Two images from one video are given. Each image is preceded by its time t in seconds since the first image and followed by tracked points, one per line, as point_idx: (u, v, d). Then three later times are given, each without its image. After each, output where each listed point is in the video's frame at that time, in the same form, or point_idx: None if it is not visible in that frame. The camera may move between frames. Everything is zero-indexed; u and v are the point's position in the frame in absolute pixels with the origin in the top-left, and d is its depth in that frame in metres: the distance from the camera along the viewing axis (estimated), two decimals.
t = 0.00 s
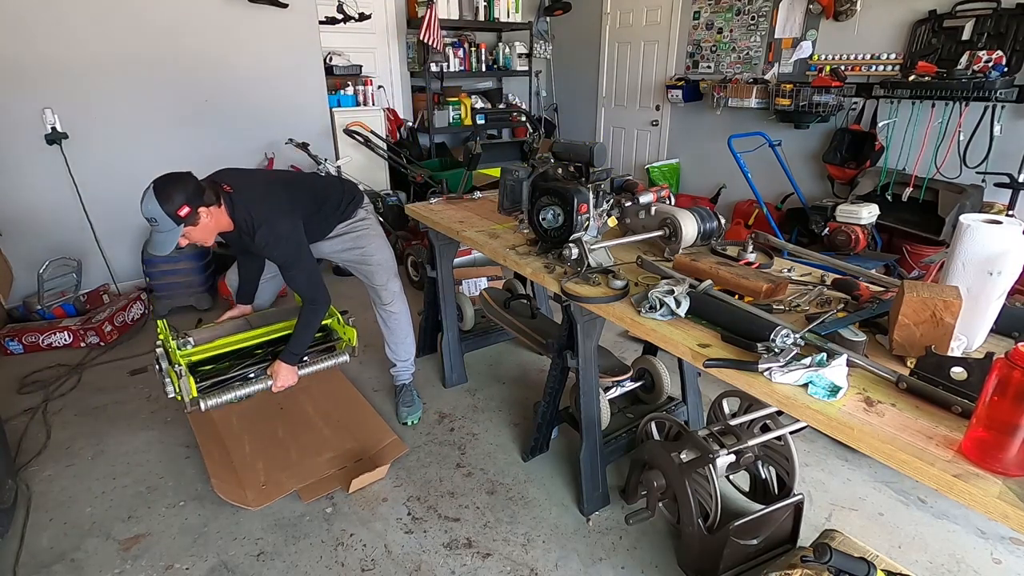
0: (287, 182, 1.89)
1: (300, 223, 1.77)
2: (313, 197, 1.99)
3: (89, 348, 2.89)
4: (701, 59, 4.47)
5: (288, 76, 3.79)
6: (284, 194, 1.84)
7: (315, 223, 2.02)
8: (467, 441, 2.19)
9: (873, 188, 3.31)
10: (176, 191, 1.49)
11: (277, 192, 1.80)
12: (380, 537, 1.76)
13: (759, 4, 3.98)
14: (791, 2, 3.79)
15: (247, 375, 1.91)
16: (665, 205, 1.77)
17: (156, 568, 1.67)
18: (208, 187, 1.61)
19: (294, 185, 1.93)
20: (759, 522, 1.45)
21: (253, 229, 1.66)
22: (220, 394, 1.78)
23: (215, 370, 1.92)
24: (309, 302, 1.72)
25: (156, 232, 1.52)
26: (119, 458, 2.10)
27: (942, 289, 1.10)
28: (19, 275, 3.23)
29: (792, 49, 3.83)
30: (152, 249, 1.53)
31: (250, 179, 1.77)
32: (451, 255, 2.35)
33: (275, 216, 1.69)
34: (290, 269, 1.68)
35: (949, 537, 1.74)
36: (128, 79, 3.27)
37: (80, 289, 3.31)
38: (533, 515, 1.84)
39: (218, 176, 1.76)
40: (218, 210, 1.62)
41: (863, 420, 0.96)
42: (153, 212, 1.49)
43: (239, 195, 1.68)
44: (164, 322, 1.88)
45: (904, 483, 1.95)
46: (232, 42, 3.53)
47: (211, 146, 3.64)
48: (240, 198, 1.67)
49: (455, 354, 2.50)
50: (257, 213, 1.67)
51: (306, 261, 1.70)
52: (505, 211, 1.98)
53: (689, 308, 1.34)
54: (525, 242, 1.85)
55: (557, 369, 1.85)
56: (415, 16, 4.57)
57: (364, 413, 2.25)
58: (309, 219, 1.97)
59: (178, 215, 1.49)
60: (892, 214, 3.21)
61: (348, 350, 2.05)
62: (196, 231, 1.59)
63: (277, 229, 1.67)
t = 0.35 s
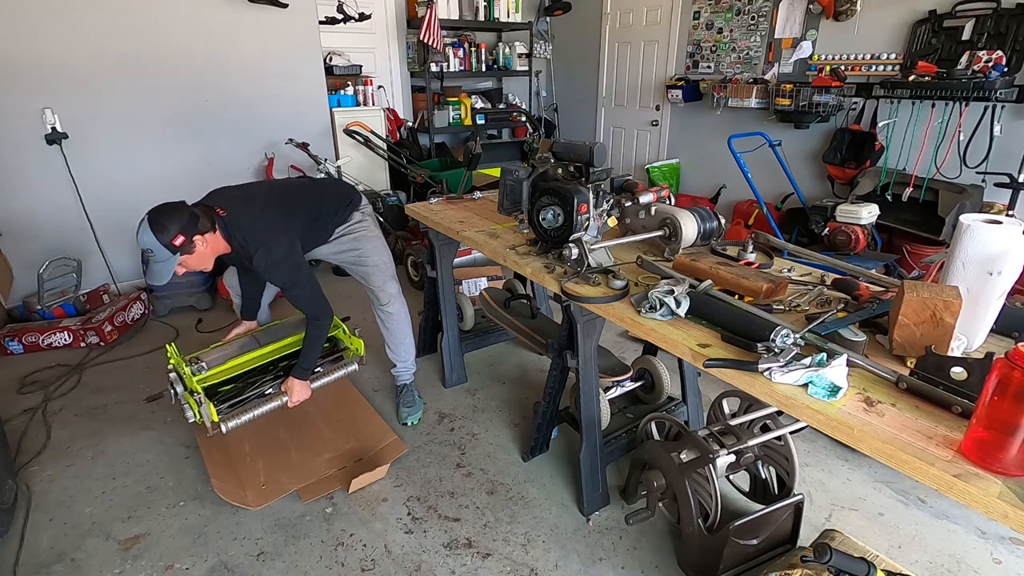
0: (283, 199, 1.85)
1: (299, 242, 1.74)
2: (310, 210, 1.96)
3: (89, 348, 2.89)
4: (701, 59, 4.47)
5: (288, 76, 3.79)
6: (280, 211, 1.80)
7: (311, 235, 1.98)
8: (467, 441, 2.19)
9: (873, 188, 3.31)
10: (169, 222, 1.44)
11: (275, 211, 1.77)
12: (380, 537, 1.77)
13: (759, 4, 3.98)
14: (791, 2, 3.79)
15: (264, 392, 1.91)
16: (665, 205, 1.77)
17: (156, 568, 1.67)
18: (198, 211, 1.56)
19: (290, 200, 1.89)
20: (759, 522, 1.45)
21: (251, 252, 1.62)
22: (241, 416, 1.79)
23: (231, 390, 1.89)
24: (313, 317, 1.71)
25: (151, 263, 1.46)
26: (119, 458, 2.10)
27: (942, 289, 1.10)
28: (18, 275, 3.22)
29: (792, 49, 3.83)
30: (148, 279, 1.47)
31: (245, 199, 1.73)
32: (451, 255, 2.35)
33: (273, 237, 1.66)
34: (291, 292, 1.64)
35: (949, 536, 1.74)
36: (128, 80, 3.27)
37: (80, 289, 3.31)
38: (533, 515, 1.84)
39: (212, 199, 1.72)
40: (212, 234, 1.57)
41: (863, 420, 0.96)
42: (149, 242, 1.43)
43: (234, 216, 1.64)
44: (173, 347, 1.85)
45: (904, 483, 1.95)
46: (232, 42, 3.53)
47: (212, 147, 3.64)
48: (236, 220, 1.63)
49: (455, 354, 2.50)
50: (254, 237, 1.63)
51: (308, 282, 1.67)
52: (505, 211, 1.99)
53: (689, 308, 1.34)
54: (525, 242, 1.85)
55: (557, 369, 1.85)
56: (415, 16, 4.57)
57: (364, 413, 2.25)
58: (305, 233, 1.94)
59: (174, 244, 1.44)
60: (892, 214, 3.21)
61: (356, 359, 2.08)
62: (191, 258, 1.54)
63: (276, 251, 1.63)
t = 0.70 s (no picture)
0: (298, 228, 1.91)
1: (309, 267, 1.76)
2: (325, 237, 2.00)
3: (89, 348, 2.89)
4: (701, 59, 4.47)
5: (289, 75, 3.79)
6: (295, 237, 1.86)
7: (328, 262, 2.02)
8: (467, 441, 2.19)
9: (873, 188, 3.31)
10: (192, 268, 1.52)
11: (290, 239, 1.81)
12: (380, 537, 1.77)
13: (759, 4, 3.98)
14: (791, 2, 3.79)
15: (283, 442, 1.91)
16: (665, 205, 1.77)
17: (156, 568, 1.67)
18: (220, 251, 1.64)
19: (306, 228, 1.95)
20: (759, 522, 1.45)
21: (261, 277, 1.67)
22: (252, 468, 1.82)
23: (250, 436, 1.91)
24: (314, 351, 1.65)
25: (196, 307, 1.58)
26: (118, 458, 2.10)
27: (943, 289, 1.10)
28: (18, 275, 3.22)
29: (792, 49, 3.83)
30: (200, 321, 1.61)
31: (261, 228, 1.81)
32: (451, 255, 2.35)
33: (282, 260, 1.70)
34: (293, 314, 1.64)
35: (949, 536, 1.74)
36: (128, 80, 3.27)
37: (80, 289, 3.31)
38: (533, 515, 1.84)
39: (235, 234, 1.80)
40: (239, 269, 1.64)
41: (864, 420, 0.96)
42: (182, 293, 1.53)
43: (249, 243, 1.72)
44: (198, 395, 1.88)
45: (904, 483, 1.95)
46: (232, 42, 3.53)
47: (211, 147, 3.64)
48: (251, 247, 1.70)
49: (455, 354, 2.50)
50: (264, 259, 1.68)
51: (311, 306, 1.65)
52: (505, 211, 1.99)
53: (689, 308, 1.34)
54: (525, 242, 1.85)
55: (557, 369, 1.85)
56: (415, 16, 4.57)
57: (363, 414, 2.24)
58: (320, 258, 1.97)
59: (201, 288, 1.52)
60: (892, 214, 3.21)
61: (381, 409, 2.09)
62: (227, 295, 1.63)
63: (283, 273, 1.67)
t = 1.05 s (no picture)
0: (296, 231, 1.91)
1: (306, 272, 1.77)
2: (323, 240, 2.01)
3: (89, 348, 2.89)
4: (701, 59, 4.47)
5: (288, 75, 3.79)
6: (293, 240, 1.86)
7: (325, 265, 2.02)
8: (467, 441, 2.19)
9: (873, 188, 3.31)
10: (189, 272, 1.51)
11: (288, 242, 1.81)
12: (380, 537, 1.77)
13: (759, 4, 3.98)
14: (791, 2, 3.79)
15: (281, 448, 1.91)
16: (665, 205, 1.77)
17: (156, 568, 1.66)
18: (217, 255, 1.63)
19: (304, 232, 1.95)
20: (759, 522, 1.45)
21: (258, 280, 1.67)
22: (249, 472, 1.82)
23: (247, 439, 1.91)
24: (309, 355, 1.64)
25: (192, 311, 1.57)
26: (118, 458, 2.10)
27: (943, 289, 1.10)
28: (18, 275, 3.22)
29: (792, 49, 3.83)
30: (196, 326, 1.59)
31: (260, 230, 1.82)
32: (451, 255, 2.35)
33: (279, 263, 1.70)
34: (289, 319, 1.64)
35: (949, 536, 1.74)
36: (128, 80, 3.27)
37: (80, 289, 3.31)
38: (533, 515, 1.84)
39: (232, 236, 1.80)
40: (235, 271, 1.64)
41: (863, 420, 0.96)
42: (179, 295, 1.52)
43: (246, 246, 1.73)
44: (199, 398, 1.89)
45: (904, 483, 1.95)
46: (232, 42, 3.54)
47: (211, 147, 3.64)
48: (247, 251, 1.70)
49: (455, 354, 2.50)
50: (261, 261, 1.68)
51: (307, 312, 1.65)
52: (505, 212, 1.99)
53: (689, 308, 1.34)
54: (525, 242, 1.85)
55: (557, 369, 1.85)
56: (415, 16, 4.57)
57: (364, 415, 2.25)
58: (318, 261, 1.97)
59: (198, 288, 1.52)
60: (892, 214, 3.21)
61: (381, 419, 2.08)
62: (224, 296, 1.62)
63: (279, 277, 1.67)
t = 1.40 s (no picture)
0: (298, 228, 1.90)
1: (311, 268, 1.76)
2: (325, 236, 2.01)
3: (89, 348, 2.89)
4: (701, 59, 4.47)
5: (288, 76, 3.79)
6: (295, 236, 1.86)
7: (327, 263, 2.01)
8: (467, 441, 2.19)
9: (873, 188, 3.31)
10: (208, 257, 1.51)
11: (291, 238, 1.80)
12: (380, 537, 1.77)
13: (759, 4, 3.98)
14: (791, 2, 3.79)
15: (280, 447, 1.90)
16: (665, 205, 1.77)
17: (156, 568, 1.67)
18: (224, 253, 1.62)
19: (306, 229, 1.94)
20: (759, 522, 1.45)
21: (265, 276, 1.66)
22: (249, 470, 1.81)
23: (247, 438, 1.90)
24: (315, 354, 1.65)
25: (206, 301, 1.51)
26: (118, 458, 2.10)
27: (943, 289, 1.10)
28: (18, 275, 3.22)
29: (792, 49, 3.83)
30: (209, 317, 1.52)
31: (261, 226, 1.80)
32: (451, 255, 2.35)
33: (284, 260, 1.69)
34: (299, 316, 1.64)
35: (949, 536, 1.74)
36: (128, 80, 3.27)
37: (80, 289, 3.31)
38: (533, 515, 1.84)
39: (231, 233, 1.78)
40: (248, 266, 1.64)
41: (863, 420, 0.96)
42: (198, 280, 1.48)
43: (249, 242, 1.71)
44: (199, 398, 1.90)
45: (904, 483, 1.95)
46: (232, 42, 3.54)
47: (212, 146, 3.64)
48: (251, 247, 1.68)
49: (455, 354, 2.50)
50: (267, 258, 1.67)
51: (315, 309, 1.66)
52: (505, 211, 1.99)
53: (689, 308, 1.34)
54: (525, 242, 1.85)
55: (557, 369, 1.85)
56: (415, 16, 4.57)
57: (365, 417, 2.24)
58: (321, 258, 1.97)
59: (220, 272, 1.51)
60: (892, 214, 3.21)
61: (381, 417, 2.08)
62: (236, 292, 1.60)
63: (287, 273, 1.67)
